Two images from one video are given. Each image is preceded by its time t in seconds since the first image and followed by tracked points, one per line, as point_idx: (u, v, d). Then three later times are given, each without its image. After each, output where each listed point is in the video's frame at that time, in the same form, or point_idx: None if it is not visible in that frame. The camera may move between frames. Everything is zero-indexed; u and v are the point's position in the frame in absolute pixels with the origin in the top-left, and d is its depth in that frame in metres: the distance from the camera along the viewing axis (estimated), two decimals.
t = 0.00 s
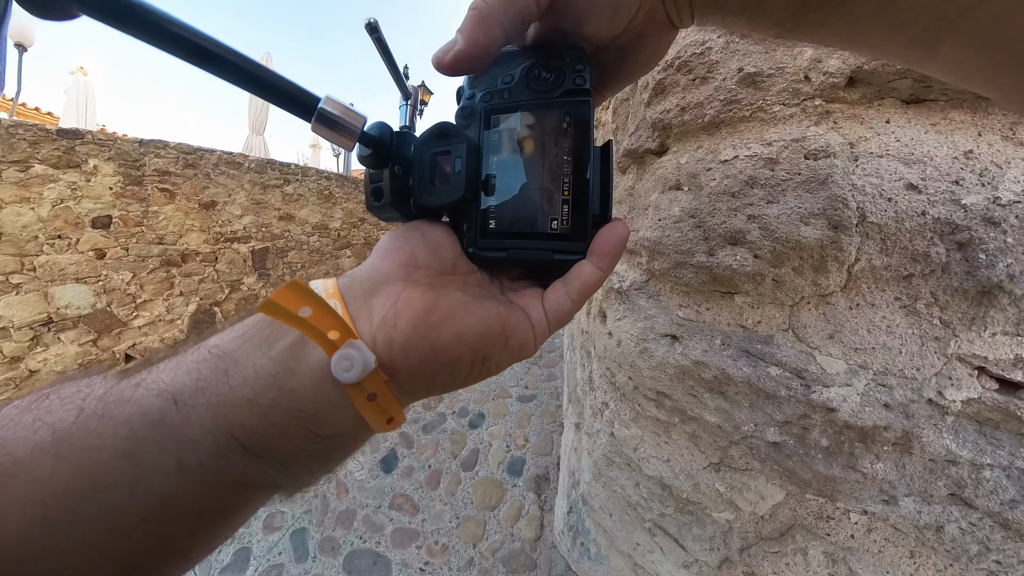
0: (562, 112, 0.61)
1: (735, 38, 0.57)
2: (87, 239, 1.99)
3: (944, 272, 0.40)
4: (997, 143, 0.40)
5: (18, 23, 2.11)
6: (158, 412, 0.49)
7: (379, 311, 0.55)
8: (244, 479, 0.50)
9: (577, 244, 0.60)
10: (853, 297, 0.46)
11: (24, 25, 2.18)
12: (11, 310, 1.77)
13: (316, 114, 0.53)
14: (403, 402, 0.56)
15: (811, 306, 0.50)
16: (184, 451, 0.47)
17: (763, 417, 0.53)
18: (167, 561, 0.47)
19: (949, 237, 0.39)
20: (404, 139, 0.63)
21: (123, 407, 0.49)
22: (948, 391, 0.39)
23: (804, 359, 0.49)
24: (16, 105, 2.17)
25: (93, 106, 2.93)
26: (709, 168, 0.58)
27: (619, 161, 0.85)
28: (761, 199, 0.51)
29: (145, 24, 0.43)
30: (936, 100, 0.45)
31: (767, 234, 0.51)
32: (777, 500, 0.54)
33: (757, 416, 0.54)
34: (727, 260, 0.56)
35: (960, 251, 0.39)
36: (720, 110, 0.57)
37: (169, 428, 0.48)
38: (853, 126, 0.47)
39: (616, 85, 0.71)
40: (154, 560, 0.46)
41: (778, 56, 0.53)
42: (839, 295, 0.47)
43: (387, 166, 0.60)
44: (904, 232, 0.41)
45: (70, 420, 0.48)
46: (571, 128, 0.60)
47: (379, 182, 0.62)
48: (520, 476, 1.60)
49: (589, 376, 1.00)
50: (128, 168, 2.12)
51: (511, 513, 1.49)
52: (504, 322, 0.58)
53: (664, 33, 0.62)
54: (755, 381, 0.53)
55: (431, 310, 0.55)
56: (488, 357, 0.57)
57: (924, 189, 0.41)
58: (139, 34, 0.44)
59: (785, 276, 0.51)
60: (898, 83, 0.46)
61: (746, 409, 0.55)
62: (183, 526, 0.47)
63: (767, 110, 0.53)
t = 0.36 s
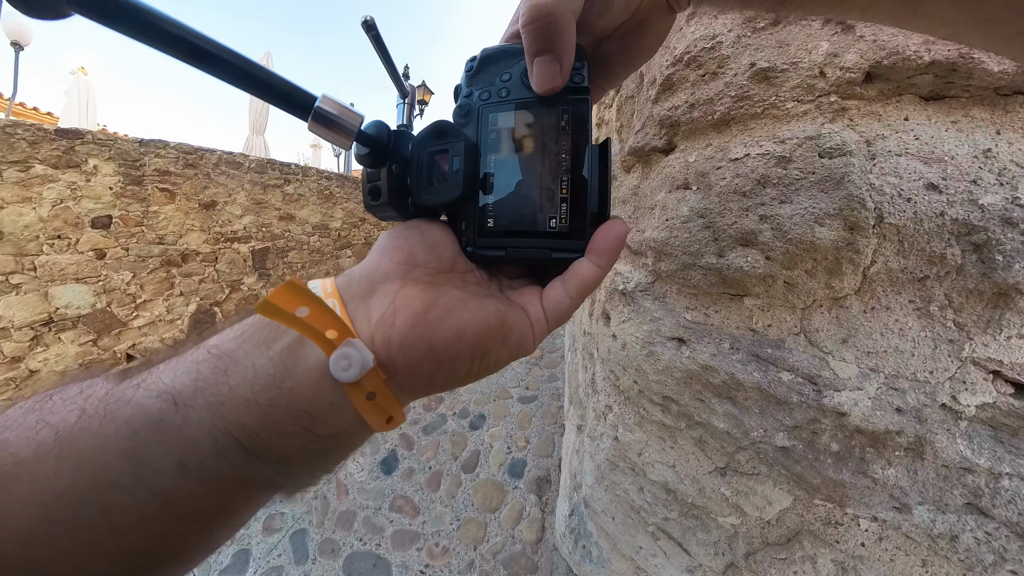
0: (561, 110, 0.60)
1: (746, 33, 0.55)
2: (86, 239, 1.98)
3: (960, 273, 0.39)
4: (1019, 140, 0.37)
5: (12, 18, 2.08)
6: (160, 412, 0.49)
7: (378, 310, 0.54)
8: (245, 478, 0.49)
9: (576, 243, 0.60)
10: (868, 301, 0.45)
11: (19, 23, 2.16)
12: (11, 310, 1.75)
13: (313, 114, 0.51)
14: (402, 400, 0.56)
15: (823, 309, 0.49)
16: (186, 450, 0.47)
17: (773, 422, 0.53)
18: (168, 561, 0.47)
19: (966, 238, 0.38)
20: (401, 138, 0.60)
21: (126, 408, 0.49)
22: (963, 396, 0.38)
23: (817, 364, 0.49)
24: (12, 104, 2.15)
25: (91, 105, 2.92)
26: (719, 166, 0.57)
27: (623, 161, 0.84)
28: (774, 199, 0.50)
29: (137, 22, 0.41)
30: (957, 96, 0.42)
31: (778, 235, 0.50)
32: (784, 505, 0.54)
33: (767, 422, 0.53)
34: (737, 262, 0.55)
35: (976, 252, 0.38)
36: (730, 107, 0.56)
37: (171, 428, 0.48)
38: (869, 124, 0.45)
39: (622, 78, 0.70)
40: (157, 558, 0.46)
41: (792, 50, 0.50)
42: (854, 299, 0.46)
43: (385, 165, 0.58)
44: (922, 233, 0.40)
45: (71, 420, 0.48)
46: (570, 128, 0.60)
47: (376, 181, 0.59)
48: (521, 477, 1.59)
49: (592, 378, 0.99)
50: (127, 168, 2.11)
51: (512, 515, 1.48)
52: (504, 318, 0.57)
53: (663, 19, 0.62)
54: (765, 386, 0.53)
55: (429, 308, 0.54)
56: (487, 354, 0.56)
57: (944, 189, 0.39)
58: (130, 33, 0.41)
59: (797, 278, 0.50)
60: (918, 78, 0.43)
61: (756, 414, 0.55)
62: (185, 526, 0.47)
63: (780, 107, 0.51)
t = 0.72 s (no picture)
0: (563, 108, 0.62)
1: (740, 52, 0.57)
2: (87, 239, 2.00)
3: (936, 278, 0.42)
4: (991, 159, 0.39)
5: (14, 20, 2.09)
6: (168, 409, 0.50)
7: (380, 308, 0.56)
8: (252, 472, 0.51)
9: (577, 241, 0.61)
10: (850, 301, 0.48)
11: (21, 25, 2.18)
12: (11, 310, 1.77)
13: (315, 110, 0.52)
14: (406, 395, 0.57)
15: (809, 309, 0.52)
16: (193, 446, 0.49)
17: (764, 415, 0.55)
18: (180, 551, 0.49)
19: (942, 246, 0.41)
20: (404, 135, 0.62)
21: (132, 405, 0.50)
22: (940, 391, 0.40)
23: (802, 359, 0.51)
24: (15, 105, 2.16)
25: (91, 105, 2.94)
26: (713, 176, 0.59)
27: (623, 167, 0.86)
28: (763, 207, 0.53)
29: (139, 19, 0.41)
30: (930, 115, 0.44)
31: (767, 241, 0.53)
32: (778, 495, 0.56)
33: (758, 414, 0.56)
34: (729, 265, 0.58)
35: (951, 259, 0.40)
36: (724, 120, 0.58)
37: (178, 425, 0.49)
38: (850, 139, 0.47)
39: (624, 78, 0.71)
40: (169, 548, 0.48)
41: (781, 70, 0.53)
42: (837, 299, 0.49)
43: (388, 162, 0.59)
44: (898, 240, 0.43)
45: (82, 418, 0.50)
46: (572, 125, 0.61)
47: (379, 178, 0.60)
48: (522, 475, 1.61)
49: (592, 376, 1.01)
50: (128, 168, 2.13)
51: (512, 512, 1.50)
52: (504, 317, 0.58)
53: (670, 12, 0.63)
54: (755, 380, 0.55)
55: (429, 306, 0.56)
56: (488, 351, 0.58)
57: (917, 200, 0.42)
58: (132, 29, 0.42)
59: (785, 280, 0.53)
60: (895, 98, 0.45)
61: (748, 407, 0.57)
62: (195, 518, 0.49)
63: (770, 122, 0.54)
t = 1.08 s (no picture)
0: (561, 106, 0.64)
1: (728, 62, 0.59)
2: (86, 239, 2.00)
3: (914, 276, 0.43)
4: (964, 163, 0.41)
5: (12, 21, 2.09)
6: (170, 410, 0.52)
7: (380, 309, 0.57)
8: (255, 472, 0.52)
9: (577, 239, 0.63)
10: (832, 298, 0.50)
11: (18, 24, 2.18)
12: (10, 310, 1.77)
13: (313, 110, 0.53)
14: (407, 394, 0.59)
15: (794, 306, 0.53)
16: (195, 447, 0.50)
17: (752, 406, 0.57)
18: (185, 550, 0.50)
19: (918, 245, 0.43)
20: (402, 135, 0.63)
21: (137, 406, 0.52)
22: (920, 384, 0.42)
23: (787, 353, 0.53)
24: (13, 104, 2.16)
25: (89, 105, 2.94)
26: (703, 180, 0.61)
27: (619, 169, 0.88)
28: (749, 210, 0.55)
29: (137, 20, 0.42)
30: (905, 123, 0.46)
31: (753, 242, 0.55)
32: (769, 486, 0.58)
33: (747, 406, 0.58)
34: (718, 264, 0.60)
35: (927, 258, 0.42)
36: (713, 127, 0.60)
37: (180, 427, 0.51)
38: (831, 146, 0.49)
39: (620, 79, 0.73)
40: (174, 547, 0.49)
41: (767, 79, 0.55)
42: (820, 296, 0.51)
43: (386, 162, 0.61)
44: (875, 240, 0.45)
45: (87, 420, 0.51)
46: (571, 122, 0.63)
47: (377, 178, 0.62)
48: (522, 472, 1.63)
49: (589, 374, 1.03)
50: (127, 168, 2.13)
51: (512, 508, 1.52)
52: (503, 317, 0.60)
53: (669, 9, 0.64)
54: (743, 374, 0.57)
55: (429, 307, 0.57)
56: (488, 350, 0.60)
57: (893, 203, 0.44)
58: (129, 30, 0.43)
59: (770, 279, 0.55)
60: (872, 108, 0.47)
61: (736, 399, 0.59)
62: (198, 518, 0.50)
63: (757, 129, 0.56)
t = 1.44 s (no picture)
0: (561, 109, 0.64)
1: (719, 69, 0.60)
2: (86, 239, 2.01)
3: (898, 277, 0.45)
4: (943, 168, 0.43)
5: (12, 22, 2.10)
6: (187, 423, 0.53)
7: (382, 316, 0.58)
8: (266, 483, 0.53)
9: (577, 242, 0.64)
10: (820, 298, 0.51)
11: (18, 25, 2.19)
12: (10, 310, 1.77)
13: (313, 117, 0.54)
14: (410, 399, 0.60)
15: (784, 305, 0.55)
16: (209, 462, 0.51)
17: (743, 403, 0.58)
18: (195, 557, 0.51)
19: (901, 247, 0.44)
20: (402, 140, 0.64)
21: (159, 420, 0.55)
22: (906, 381, 0.44)
23: (776, 351, 0.55)
24: (11, 104, 2.16)
25: (89, 105, 2.94)
26: (695, 184, 0.62)
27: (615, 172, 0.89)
28: (740, 212, 0.56)
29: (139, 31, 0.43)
30: (886, 130, 0.48)
31: (744, 243, 0.56)
32: (762, 482, 0.59)
33: (738, 402, 0.59)
34: (710, 265, 0.61)
35: (911, 260, 0.44)
36: (705, 133, 0.61)
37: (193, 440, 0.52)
38: (818, 151, 0.51)
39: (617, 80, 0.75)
40: (184, 555, 0.50)
41: (756, 87, 0.56)
42: (808, 296, 0.52)
43: (386, 167, 0.62)
44: (860, 242, 0.46)
45: (94, 431, 0.52)
46: (570, 125, 0.64)
47: (378, 184, 0.63)
48: (521, 471, 1.65)
49: (587, 373, 1.05)
50: (126, 167, 2.14)
51: (512, 506, 1.54)
52: (505, 322, 0.61)
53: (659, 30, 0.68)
54: (734, 370, 0.58)
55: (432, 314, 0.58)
56: (490, 354, 0.61)
57: (876, 206, 0.45)
58: (133, 40, 0.44)
59: (760, 279, 0.56)
60: (856, 115, 0.49)
61: (729, 396, 0.60)
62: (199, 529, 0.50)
63: (746, 135, 0.57)
